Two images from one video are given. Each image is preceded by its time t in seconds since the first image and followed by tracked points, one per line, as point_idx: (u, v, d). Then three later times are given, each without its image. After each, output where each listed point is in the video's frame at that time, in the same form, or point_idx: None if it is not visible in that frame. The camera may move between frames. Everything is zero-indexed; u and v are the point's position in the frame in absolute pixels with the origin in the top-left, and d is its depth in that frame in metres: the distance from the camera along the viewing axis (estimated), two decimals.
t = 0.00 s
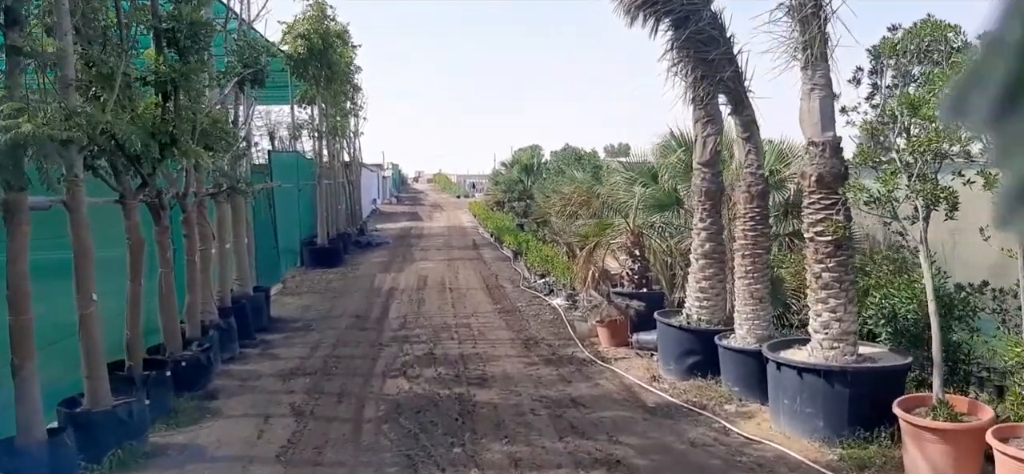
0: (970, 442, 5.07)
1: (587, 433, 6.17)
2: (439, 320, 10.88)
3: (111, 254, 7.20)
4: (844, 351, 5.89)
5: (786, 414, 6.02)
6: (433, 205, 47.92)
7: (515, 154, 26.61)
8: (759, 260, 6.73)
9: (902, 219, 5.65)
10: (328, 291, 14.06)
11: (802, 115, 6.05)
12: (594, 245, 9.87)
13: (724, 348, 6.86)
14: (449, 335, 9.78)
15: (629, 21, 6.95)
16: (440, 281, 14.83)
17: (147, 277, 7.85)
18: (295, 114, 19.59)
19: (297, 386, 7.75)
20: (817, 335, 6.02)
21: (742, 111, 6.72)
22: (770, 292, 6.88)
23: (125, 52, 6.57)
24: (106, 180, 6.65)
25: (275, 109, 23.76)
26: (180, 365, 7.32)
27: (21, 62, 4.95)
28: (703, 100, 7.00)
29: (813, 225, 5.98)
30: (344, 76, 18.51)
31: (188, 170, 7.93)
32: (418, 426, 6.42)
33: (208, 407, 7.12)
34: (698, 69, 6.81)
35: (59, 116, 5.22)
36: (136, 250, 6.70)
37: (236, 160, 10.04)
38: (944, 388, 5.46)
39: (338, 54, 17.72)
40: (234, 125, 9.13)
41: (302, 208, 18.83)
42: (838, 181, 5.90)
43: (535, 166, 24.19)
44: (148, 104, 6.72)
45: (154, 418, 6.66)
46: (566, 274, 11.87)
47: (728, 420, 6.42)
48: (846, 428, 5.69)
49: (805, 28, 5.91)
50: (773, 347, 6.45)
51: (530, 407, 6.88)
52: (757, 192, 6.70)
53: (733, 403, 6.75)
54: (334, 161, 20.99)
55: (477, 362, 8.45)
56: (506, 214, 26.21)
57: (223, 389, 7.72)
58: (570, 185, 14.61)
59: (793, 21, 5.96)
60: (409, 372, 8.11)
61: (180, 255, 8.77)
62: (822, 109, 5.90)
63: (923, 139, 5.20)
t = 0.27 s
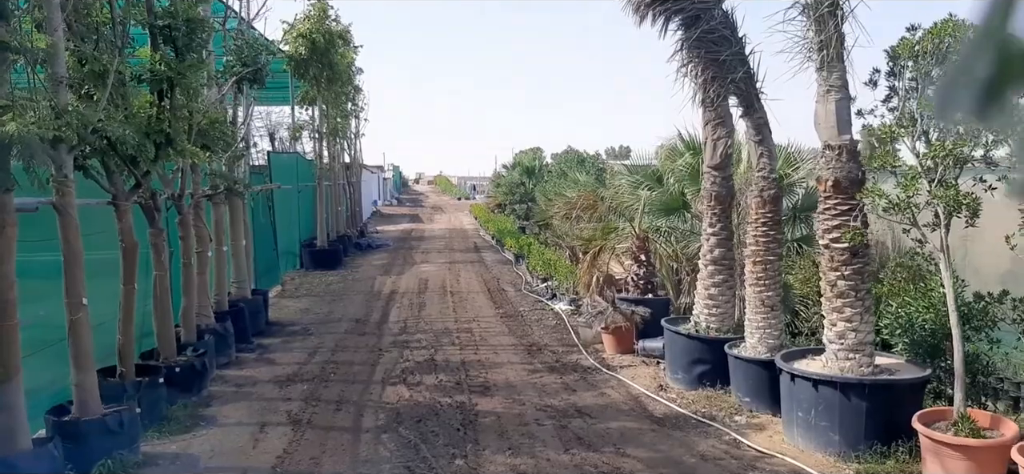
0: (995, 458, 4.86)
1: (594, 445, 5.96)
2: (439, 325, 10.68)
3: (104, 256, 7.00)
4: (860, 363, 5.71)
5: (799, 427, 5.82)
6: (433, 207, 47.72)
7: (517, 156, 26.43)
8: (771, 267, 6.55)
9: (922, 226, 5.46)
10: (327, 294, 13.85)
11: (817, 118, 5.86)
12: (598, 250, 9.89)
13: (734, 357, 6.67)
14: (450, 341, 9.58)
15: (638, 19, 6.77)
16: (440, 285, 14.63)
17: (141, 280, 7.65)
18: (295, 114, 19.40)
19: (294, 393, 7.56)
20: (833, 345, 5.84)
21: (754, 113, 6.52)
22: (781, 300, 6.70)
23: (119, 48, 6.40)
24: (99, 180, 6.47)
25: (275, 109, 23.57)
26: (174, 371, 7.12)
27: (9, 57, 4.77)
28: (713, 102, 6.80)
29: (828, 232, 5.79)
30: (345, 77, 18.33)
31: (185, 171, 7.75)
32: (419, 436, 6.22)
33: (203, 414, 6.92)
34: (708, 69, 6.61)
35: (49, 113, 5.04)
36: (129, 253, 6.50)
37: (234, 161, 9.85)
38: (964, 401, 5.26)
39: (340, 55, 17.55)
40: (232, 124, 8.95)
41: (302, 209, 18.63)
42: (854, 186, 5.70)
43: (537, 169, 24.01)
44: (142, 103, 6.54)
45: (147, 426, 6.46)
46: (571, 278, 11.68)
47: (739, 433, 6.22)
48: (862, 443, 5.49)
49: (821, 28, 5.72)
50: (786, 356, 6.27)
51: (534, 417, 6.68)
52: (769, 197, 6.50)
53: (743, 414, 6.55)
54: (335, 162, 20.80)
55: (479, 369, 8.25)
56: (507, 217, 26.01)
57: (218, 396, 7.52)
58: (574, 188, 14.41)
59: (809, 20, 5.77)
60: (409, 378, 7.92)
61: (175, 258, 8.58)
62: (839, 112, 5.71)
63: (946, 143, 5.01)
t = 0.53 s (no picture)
0: None
1: (601, 455, 5.75)
2: (440, 326, 10.47)
3: (95, 254, 6.79)
4: (878, 372, 5.50)
5: (814, 438, 5.61)
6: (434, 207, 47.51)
7: (518, 156, 26.22)
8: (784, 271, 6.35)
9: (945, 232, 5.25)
10: (326, 294, 13.64)
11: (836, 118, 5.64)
12: (604, 253, 9.71)
13: (745, 364, 6.46)
14: (451, 343, 9.37)
15: (650, 16, 6.60)
16: (441, 285, 14.41)
17: (134, 278, 7.44)
18: (295, 111, 19.18)
19: (291, 396, 7.34)
20: (850, 354, 5.63)
21: (769, 113, 6.30)
22: (795, 306, 6.49)
23: (113, 40, 6.18)
24: (91, 176, 6.25)
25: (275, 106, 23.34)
26: (168, 372, 6.91)
27: None
28: (725, 101, 6.59)
29: (846, 236, 5.58)
30: (346, 74, 18.12)
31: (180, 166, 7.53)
32: (419, 444, 6.00)
33: (196, 418, 6.70)
34: (722, 67, 6.39)
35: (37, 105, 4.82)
36: (121, 251, 6.29)
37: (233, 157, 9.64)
38: (988, 414, 5.05)
39: (341, 51, 17.34)
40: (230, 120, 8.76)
41: (301, 207, 18.42)
42: (875, 189, 5.49)
43: (538, 169, 23.81)
44: (138, 96, 6.34)
45: (138, 430, 6.25)
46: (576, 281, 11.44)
47: (750, 443, 6.01)
48: (880, 456, 5.29)
49: (841, 24, 5.53)
50: (801, 365, 6.06)
51: (538, 424, 6.47)
52: (784, 199, 6.29)
53: (755, 424, 6.34)
54: (335, 160, 20.59)
55: (482, 373, 8.03)
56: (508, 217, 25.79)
57: (213, 398, 7.31)
58: (578, 188, 14.18)
59: (829, 17, 5.57)
60: (409, 382, 7.70)
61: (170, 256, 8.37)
62: (859, 111, 5.51)
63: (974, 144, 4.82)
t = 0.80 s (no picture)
0: None
1: (608, 459, 5.54)
2: (441, 325, 10.27)
3: (83, 253, 6.58)
4: (896, 372, 5.28)
5: (830, 440, 5.40)
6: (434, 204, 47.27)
7: (519, 152, 26.00)
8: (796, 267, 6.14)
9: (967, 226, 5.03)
10: (325, 293, 13.44)
11: (852, 107, 5.45)
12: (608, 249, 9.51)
13: (756, 364, 6.26)
14: (452, 343, 9.16)
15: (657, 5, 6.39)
16: (442, 283, 14.19)
17: (125, 278, 7.23)
18: (293, 108, 18.97)
19: (288, 400, 7.13)
20: (867, 353, 5.43)
21: (780, 103, 6.10)
22: (807, 304, 6.28)
23: (99, 30, 5.98)
24: (77, 172, 6.05)
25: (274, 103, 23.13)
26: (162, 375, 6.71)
27: None
28: (735, 91, 6.38)
29: (862, 231, 5.36)
30: (344, 69, 17.91)
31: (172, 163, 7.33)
32: (420, 448, 5.80)
33: (189, 423, 6.50)
34: (731, 56, 6.19)
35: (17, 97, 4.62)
36: (110, 250, 6.09)
37: (228, 154, 9.44)
38: (1013, 415, 4.84)
39: (339, 47, 17.13)
40: (224, 115, 8.58)
41: (300, 205, 18.22)
42: (892, 182, 5.28)
43: (539, 165, 23.60)
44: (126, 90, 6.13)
45: (129, 436, 6.05)
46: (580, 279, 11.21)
47: (763, 445, 5.80)
48: (900, 458, 5.09)
49: (856, 10, 5.31)
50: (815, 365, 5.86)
51: (543, 427, 6.26)
52: (796, 193, 6.08)
53: (767, 426, 6.14)
54: (334, 157, 20.38)
55: (484, 373, 7.83)
56: (509, 214, 25.57)
57: (208, 401, 7.10)
58: (580, 183, 13.94)
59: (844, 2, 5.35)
60: (410, 384, 7.49)
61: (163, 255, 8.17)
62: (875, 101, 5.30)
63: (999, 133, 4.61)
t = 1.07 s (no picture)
0: None
1: (615, 468, 5.33)
2: (442, 327, 10.06)
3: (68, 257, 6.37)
4: (914, 377, 5.10)
5: (846, 448, 5.20)
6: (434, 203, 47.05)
7: (519, 151, 25.78)
8: (808, 268, 5.93)
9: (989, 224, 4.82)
10: (324, 294, 13.23)
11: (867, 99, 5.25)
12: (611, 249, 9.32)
13: (767, 367, 6.05)
14: (453, 346, 8.95)
15: None
16: (442, 284, 13.98)
17: (115, 281, 7.02)
18: (291, 106, 18.76)
19: (284, 406, 6.92)
20: (884, 357, 5.23)
21: (792, 97, 5.88)
22: (820, 305, 6.08)
23: (83, 24, 5.76)
24: (61, 172, 5.84)
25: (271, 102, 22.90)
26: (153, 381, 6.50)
27: None
28: (744, 86, 6.17)
29: (878, 230, 5.16)
30: (342, 67, 17.70)
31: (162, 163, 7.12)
32: (419, 457, 5.59)
33: (181, 431, 6.29)
34: (740, 47, 5.98)
35: None
36: (98, 253, 5.89)
37: (222, 152, 9.22)
38: None
39: (337, 44, 16.92)
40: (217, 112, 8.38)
41: (298, 205, 18.01)
42: (910, 178, 5.06)
43: (540, 163, 23.38)
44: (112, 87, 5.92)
45: (118, 446, 5.84)
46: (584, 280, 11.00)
47: (775, 453, 5.60)
48: (920, 467, 4.88)
49: None
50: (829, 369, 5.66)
51: (546, 434, 6.05)
52: (808, 190, 5.87)
53: (778, 432, 5.93)
54: (332, 156, 20.17)
55: (486, 377, 7.62)
56: (509, 212, 25.34)
57: (201, 408, 6.89)
58: (582, 182, 13.72)
59: None
60: (409, 389, 7.28)
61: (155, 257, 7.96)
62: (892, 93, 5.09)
63: None
